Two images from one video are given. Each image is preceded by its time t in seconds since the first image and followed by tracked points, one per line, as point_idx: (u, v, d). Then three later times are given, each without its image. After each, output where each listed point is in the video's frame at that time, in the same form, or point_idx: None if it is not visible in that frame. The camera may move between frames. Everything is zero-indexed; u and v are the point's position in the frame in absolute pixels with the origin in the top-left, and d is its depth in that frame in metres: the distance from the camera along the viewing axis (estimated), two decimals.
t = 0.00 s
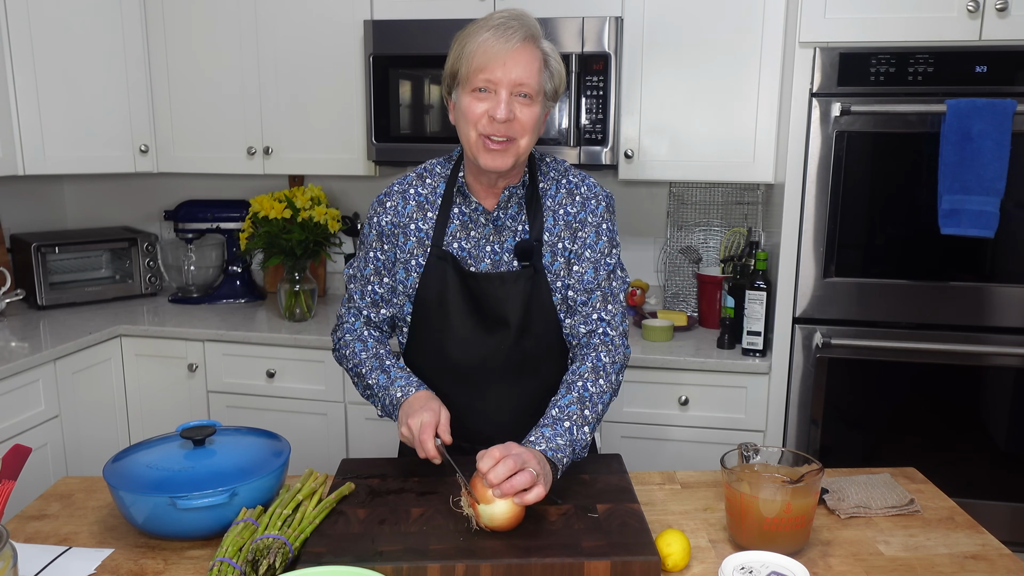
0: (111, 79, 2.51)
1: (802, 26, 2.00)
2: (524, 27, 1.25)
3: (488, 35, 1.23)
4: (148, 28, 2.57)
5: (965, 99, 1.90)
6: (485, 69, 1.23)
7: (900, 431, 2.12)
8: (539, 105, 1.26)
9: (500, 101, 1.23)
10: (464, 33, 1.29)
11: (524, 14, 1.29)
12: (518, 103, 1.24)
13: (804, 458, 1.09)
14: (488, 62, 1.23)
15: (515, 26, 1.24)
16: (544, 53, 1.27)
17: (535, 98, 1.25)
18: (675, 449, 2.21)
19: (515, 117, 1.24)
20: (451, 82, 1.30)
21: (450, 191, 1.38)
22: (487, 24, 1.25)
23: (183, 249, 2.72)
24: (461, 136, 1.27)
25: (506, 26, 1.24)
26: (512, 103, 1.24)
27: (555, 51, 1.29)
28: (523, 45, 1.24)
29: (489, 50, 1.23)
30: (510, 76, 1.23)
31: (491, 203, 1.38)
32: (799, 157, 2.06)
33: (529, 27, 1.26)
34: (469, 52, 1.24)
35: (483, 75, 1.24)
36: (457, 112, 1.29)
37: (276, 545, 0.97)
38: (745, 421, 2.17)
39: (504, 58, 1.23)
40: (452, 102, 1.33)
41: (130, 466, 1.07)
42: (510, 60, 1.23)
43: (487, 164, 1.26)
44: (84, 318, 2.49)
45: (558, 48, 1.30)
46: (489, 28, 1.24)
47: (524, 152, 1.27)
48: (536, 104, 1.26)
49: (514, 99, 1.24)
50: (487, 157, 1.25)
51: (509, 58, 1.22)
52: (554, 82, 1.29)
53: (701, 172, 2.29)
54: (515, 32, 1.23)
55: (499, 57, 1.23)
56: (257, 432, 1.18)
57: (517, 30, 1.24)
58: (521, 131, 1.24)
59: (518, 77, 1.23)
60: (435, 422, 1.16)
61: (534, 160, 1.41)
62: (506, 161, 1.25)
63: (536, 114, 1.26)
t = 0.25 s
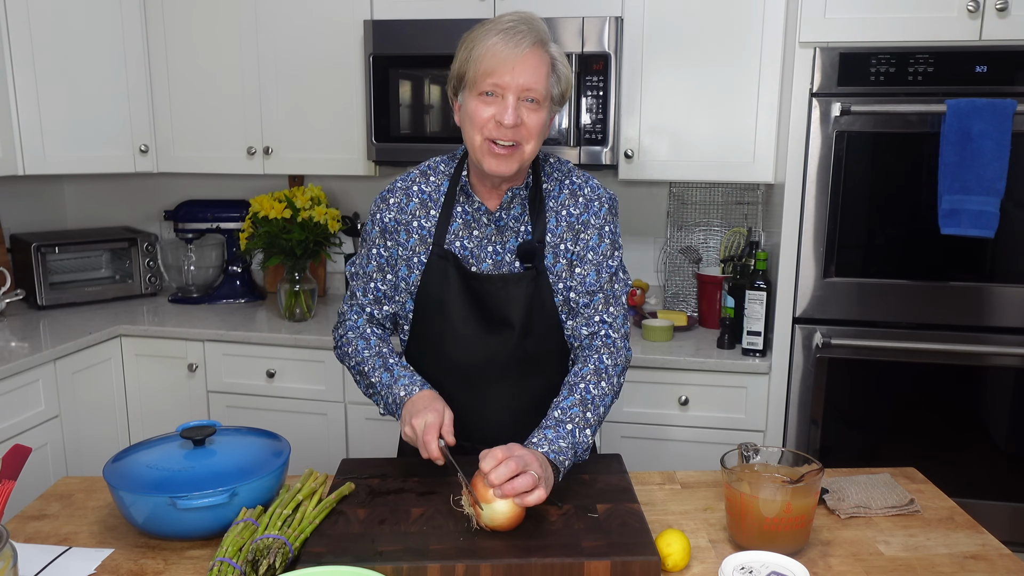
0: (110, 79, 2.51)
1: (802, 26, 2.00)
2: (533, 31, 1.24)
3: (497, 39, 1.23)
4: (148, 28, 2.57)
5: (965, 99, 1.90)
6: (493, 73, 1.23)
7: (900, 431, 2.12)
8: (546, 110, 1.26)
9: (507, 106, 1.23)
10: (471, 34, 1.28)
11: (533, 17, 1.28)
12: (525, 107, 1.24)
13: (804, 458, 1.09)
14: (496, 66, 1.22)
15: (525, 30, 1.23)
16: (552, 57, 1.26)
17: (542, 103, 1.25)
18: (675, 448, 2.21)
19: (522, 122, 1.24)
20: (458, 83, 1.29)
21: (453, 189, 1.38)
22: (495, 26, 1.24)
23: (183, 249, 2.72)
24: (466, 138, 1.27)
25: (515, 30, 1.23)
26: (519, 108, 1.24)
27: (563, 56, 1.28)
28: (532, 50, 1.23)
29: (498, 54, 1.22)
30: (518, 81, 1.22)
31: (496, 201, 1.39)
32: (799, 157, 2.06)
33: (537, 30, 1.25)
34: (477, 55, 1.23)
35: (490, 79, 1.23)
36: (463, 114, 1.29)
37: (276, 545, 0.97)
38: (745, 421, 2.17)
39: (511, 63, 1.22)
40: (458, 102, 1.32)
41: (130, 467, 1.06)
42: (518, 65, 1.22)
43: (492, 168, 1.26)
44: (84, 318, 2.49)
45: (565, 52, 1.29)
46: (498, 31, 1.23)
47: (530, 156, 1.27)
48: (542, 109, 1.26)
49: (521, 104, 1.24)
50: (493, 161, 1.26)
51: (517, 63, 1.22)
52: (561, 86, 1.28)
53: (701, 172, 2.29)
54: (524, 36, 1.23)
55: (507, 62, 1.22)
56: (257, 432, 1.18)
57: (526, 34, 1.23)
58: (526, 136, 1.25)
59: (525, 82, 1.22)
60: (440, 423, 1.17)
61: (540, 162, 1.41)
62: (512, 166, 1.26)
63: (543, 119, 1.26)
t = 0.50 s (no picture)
0: (110, 79, 2.51)
1: (802, 26, 2.00)
2: (536, 32, 1.24)
3: (499, 42, 1.22)
4: (148, 28, 2.57)
5: (965, 99, 1.90)
6: (496, 77, 1.22)
7: (900, 431, 2.12)
8: (549, 112, 1.26)
9: (510, 110, 1.23)
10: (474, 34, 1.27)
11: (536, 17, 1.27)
12: (528, 111, 1.24)
13: (804, 458, 1.09)
14: (499, 70, 1.22)
15: (528, 33, 1.23)
16: (555, 59, 1.26)
17: (545, 106, 1.25)
18: (675, 448, 2.21)
19: (525, 126, 1.24)
20: (460, 84, 1.29)
21: (456, 188, 1.38)
22: (498, 28, 1.23)
23: (183, 249, 2.72)
24: (469, 141, 1.28)
25: (517, 33, 1.22)
26: (522, 111, 1.24)
27: (566, 57, 1.28)
28: (535, 53, 1.22)
29: (501, 58, 1.22)
30: (521, 85, 1.22)
31: (497, 204, 1.38)
32: (799, 157, 2.06)
33: (540, 31, 1.24)
34: (480, 58, 1.23)
35: (493, 83, 1.23)
36: (466, 116, 1.29)
37: (276, 545, 0.97)
38: (745, 421, 2.17)
39: (514, 67, 1.22)
40: (461, 104, 1.32)
41: (130, 466, 1.07)
42: (521, 69, 1.22)
43: (495, 171, 1.27)
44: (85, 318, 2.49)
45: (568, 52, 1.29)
46: (501, 35, 1.22)
47: (534, 159, 1.28)
48: (546, 112, 1.26)
49: (524, 107, 1.24)
50: (496, 164, 1.26)
51: (520, 67, 1.22)
52: (564, 87, 1.28)
53: (701, 172, 2.29)
54: (528, 39, 1.22)
55: (510, 66, 1.22)
56: (257, 432, 1.18)
57: (530, 37, 1.22)
58: (530, 139, 1.25)
59: (528, 86, 1.22)
60: (440, 423, 1.16)
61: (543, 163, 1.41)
62: (515, 169, 1.27)
63: (546, 121, 1.26)
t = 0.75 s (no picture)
0: (110, 79, 2.51)
1: (802, 26, 2.00)
2: (535, 54, 1.19)
3: (497, 67, 1.17)
4: (148, 28, 2.57)
5: (965, 99, 1.90)
6: (493, 103, 1.19)
7: (900, 431, 2.12)
8: (547, 131, 1.24)
9: (508, 135, 1.21)
10: (471, 47, 1.22)
11: (536, 31, 1.21)
12: (526, 134, 1.22)
13: (804, 458, 1.09)
14: (497, 97, 1.18)
15: (526, 58, 1.18)
16: (554, 77, 1.21)
17: (544, 126, 1.23)
18: (675, 448, 2.21)
19: (523, 148, 1.22)
20: (457, 98, 1.25)
21: (457, 187, 1.38)
22: (497, 50, 1.18)
23: (183, 249, 2.72)
24: (468, 157, 1.27)
25: (516, 57, 1.18)
26: (520, 136, 1.21)
27: (565, 72, 1.23)
28: (534, 78, 1.18)
29: (498, 85, 1.18)
30: (519, 112, 1.19)
31: (499, 203, 1.37)
32: (799, 157, 2.06)
33: (540, 51, 1.19)
34: (477, 83, 1.19)
35: (490, 108, 1.19)
36: (463, 129, 1.27)
37: (276, 545, 0.97)
38: (745, 421, 2.17)
39: (513, 95, 1.18)
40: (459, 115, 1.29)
41: (130, 466, 1.07)
42: (519, 97, 1.18)
43: (494, 188, 1.27)
44: (84, 318, 2.49)
45: (567, 64, 1.24)
46: (499, 59, 1.18)
47: (531, 172, 1.27)
48: (544, 132, 1.23)
49: (522, 130, 1.21)
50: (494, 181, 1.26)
51: (519, 94, 1.18)
52: (564, 102, 1.25)
53: (701, 172, 2.29)
54: (526, 65, 1.17)
55: (508, 94, 1.18)
56: (257, 432, 1.18)
57: (528, 61, 1.18)
58: (528, 160, 1.24)
59: (526, 113, 1.19)
60: (443, 422, 1.16)
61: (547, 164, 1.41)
62: (512, 185, 1.27)
63: (545, 140, 1.24)
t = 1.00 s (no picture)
0: (110, 79, 2.51)
1: (802, 26, 2.00)
2: (516, 74, 1.17)
3: (478, 91, 1.16)
4: (148, 28, 2.57)
5: (965, 99, 1.90)
6: (476, 125, 1.18)
7: (900, 431, 2.12)
8: (535, 147, 1.23)
9: (493, 156, 1.21)
10: (455, 66, 1.21)
11: (517, 47, 1.19)
12: (512, 152, 1.21)
13: (804, 458, 1.09)
14: (478, 120, 1.18)
15: (504, 80, 1.16)
16: (537, 94, 1.19)
17: (530, 143, 1.21)
18: (675, 448, 2.21)
19: (510, 166, 1.22)
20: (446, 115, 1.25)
21: (456, 191, 1.38)
22: (478, 73, 1.17)
23: (183, 249, 2.72)
24: (460, 172, 1.28)
25: (496, 80, 1.16)
26: (505, 155, 1.21)
27: (550, 86, 1.21)
28: (514, 100, 1.17)
29: (478, 109, 1.17)
30: (501, 133, 1.18)
31: (497, 211, 1.36)
32: (799, 157, 2.06)
33: (521, 71, 1.17)
34: (458, 106, 1.18)
35: (473, 130, 1.19)
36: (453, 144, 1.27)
37: (276, 545, 0.97)
38: (745, 421, 2.17)
39: (494, 118, 1.17)
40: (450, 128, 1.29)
41: (130, 467, 1.07)
42: (500, 120, 1.17)
43: (488, 202, 1.28)
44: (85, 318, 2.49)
45: (552, 78, 1.21)
46: (477, 82, 1.17)
47: (522, 185, 1.27)
48: (531, 148, 1.22)
49: (507, 149, 1.21)
50: (485, 195, 1.27)
51: (499, 117, 1.17)
52: (550, 116, 1.23)
53: (701, 172, 2.29)
54: (504, 87, 1.16)
55: (489, 117, 1.17)
56: (257, 432, 1.18)
57: (507, 83, 1.16)
58: (516, 176, 1.24)
59: (509, 135, 1.18)
60: (447, 436, 1.14)
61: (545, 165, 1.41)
62: (503, 199, 1.28)
63: (532, 156, 1.23)
